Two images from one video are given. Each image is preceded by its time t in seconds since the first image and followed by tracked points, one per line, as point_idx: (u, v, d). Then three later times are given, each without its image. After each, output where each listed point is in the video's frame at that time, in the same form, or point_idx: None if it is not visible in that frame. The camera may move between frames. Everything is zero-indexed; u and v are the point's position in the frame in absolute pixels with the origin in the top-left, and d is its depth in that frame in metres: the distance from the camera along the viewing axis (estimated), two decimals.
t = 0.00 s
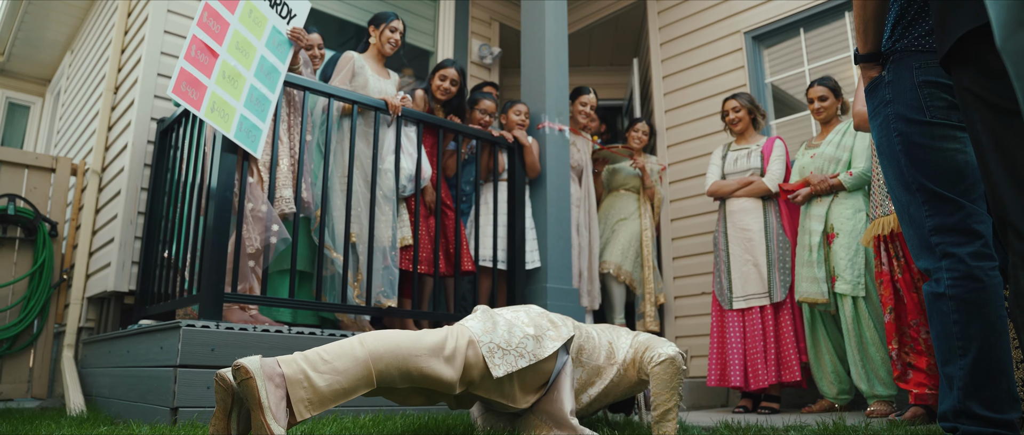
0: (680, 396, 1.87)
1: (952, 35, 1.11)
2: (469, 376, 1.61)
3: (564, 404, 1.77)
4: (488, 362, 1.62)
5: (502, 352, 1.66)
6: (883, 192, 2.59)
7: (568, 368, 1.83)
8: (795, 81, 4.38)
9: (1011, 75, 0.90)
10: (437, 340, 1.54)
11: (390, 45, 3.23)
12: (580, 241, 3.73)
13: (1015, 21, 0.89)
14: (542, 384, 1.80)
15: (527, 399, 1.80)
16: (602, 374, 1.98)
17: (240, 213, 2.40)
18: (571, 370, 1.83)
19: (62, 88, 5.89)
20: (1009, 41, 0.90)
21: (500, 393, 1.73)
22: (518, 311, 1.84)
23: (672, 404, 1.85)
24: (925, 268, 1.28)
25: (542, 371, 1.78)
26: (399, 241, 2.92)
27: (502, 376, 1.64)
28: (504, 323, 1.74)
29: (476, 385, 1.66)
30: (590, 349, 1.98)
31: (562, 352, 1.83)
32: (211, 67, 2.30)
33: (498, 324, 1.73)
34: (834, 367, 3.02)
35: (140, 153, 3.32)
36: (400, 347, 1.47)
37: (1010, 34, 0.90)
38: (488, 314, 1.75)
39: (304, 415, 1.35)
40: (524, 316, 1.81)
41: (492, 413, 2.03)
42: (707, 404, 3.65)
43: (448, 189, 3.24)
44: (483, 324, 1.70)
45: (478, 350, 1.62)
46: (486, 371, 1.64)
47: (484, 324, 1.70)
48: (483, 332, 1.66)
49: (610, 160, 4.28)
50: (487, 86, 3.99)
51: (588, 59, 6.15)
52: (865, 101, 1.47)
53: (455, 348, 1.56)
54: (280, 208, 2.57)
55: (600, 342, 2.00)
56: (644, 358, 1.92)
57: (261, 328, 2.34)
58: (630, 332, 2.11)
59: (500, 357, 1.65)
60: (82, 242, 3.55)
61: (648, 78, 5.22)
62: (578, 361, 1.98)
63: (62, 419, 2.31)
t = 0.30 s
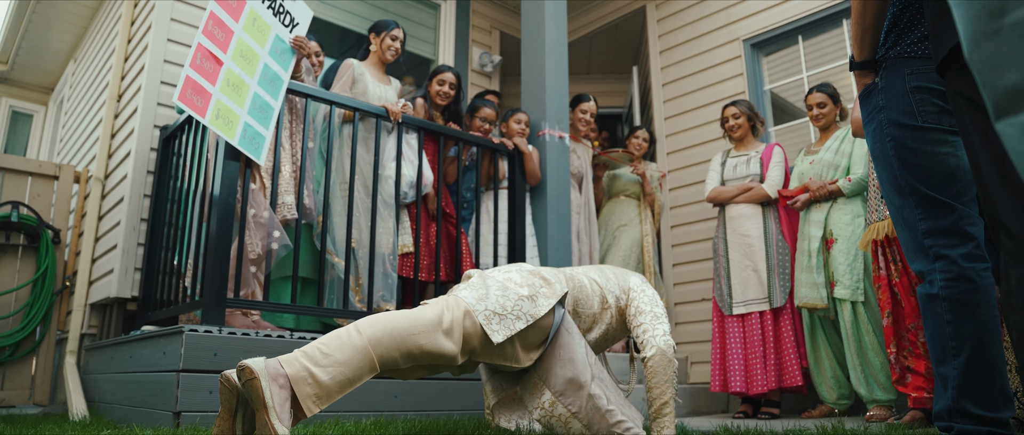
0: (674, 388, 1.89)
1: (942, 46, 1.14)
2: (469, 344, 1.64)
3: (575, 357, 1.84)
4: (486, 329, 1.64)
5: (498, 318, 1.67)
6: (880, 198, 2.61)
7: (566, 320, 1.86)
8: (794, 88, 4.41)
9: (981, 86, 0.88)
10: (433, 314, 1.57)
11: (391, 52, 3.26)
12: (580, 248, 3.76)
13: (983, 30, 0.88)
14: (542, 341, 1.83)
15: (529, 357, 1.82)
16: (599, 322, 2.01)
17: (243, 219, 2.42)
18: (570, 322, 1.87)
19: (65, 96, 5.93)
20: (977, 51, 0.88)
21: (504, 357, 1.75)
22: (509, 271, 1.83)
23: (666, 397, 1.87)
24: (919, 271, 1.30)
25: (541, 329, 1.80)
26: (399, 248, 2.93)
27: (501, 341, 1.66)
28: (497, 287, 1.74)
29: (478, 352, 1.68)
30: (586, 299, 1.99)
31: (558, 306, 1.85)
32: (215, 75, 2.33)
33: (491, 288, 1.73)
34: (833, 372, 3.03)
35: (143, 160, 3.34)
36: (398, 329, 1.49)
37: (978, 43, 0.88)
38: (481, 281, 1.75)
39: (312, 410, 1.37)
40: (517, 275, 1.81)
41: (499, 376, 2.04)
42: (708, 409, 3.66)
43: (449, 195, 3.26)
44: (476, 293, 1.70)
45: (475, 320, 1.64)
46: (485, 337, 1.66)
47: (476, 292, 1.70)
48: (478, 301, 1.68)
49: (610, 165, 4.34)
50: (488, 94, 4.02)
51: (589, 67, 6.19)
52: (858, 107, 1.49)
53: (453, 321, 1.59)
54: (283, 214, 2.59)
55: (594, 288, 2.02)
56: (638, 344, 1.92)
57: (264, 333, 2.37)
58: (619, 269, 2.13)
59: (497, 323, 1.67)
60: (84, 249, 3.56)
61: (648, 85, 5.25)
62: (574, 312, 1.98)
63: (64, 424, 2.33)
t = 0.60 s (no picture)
0: (676, 406, 1.91)
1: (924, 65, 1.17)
2: (469, 364, 1.65)
3: (572, 382, 1.83)
4: (487, 347, 1.66)
5: (499, 338, 1.69)
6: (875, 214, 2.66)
7: (565, 345, 1.88)
8: (791, 106, 4.45)
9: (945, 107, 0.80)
10: (435, 332, 1.59)
11: (393, 73, 3.31)
12: (580, 265, 3.78)
13: (944, 55, 0.81)
14: (541, 365, 1.84)
15: (527, 381, 1.82)
16: (596, 348, 2.04)
17: (246, 237, 2.45)
18: (568, 347, 1.88)
19: (70, 116, 5.99)
20: (941, 74, 0.81)
21: (502, 378, 1.76)
22: (511, 295, 1.87)
23: (668, 415, 1.89)
24: (912, 283, 1.33)
25: (540, 352, 1.81)
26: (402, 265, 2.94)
27: (501, 361, 1.68)
28: (498, 309, 1.76)
29: (478, 371, 1.70)
30: (585, 325, 2.01)
31: (557, 331, 1.88)
32: (225, 99, 2.36)
33: (492, 310, 1.76)
34: (833, 387, 3.04)
35: (148, 178, 3.38)
36: (400, 346, 1.51)
37: (940, 67, 0.81)
38: (482, 302, 1.78)
39: (315, 423, 1.38)
40: (518, 299, 1.84)
41: (492, 398, 1.97)
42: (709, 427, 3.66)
43: (451, 212, 3.30)
44: (477, 314, 1.72)
45: (476, 339, 1.66)
46: (485, 357, 1.67)
47: (478, 312, 1.73)
48: (479, 321, 1.70)
49: (609, 183, 4.42)
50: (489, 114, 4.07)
51: (588, 87, 6.25)
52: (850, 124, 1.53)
53: (454, 340, 1.61)
54: (285, 231, 2.64)
55: (594, 317, 2.04)
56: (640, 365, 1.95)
57: (266, 349, 2.38)
58: (619, 303, 2.17)
59: (498, 344, 1.68)
60: (87, 267, 3.59)
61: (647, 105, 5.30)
62: (573, 337, 2.00)
63: None
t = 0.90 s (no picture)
0: (675, 419, 1.93)
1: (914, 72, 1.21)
2: (472, 393, 1.68)
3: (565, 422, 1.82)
4: (492, 378, 1.70)
5: (505, 371, 1.73)
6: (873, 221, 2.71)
7: (568, 387, 1.88)
8: (788, 115, 4.49)
9: (928, 110, 0.82)
10: (443, 360, 1.62)
11: (394, 84, 3.34)
12: (579, 274, 3.80)
13: (926, 60, 0.83)
14: (541, 404, 1.85)
15: (528, 418, 1.83)
16: (601, 396, 2.02)
17: (249, 245, 2.47)
18: (571, 389, 1.88)
19: (73, 126, 6.03)
20: (924, 78, 0.82)
21: (503, 412, 1.78)
22: (520, 333, 1.91)
23: (668, 424, 1.91)
24: (904, 286, 1.36)
25: (543, 390, 1.83)
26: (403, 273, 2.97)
27: (505, 393, 1.71)
28: (506, 344, 1.80)
29: (480, 402, 1.72)
30: (590, 370, 2.04)
31: (562, 371, 1.89)
32: (232, 108, 2.37)
33: (500, 343, 1.80)
34: (832, 394, 3.05)
35: (151, 188, 3.41)
36: (408, 366, 1.54)
37: (924, 71, 0.83)
38: (490, 336, 1.82)
39: (316, 429, 1.40)
40: (525, 337, 1.88)
41: None
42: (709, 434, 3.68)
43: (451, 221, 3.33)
44: (486, 345, 1.77)
45: (482, 368, 1.70)
46: (490, 389, 1.71)
47: (487, 344, 1.77)
48: (487, 351, 1.74)
49: (609, 192, 4.47)
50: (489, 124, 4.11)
51: (587, 97, 6.30)
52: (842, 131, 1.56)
53: (460, 368, 1.64)
54: (288, 239, 2.67)
55: (599, 365, 2.06)
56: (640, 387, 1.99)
57: (268, 355, 2.39)
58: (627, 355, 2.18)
59: (503, 375, 1.72)
60: (90, 276, 3.61)
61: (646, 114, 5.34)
62: (576, 381, 2.02)
63: None
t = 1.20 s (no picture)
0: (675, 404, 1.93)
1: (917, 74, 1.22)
2: (476, 355, 1.70)
3: (579, 368, 1.88)
4: (493, 338, 1.71)
5: (505, 329, 1.74)
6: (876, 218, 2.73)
7: (571, 333, 1.92)
8: (792, 113, 4.50)
9: (926, 116, 0.79)
10: (442, 325, 1.64)
11: (399, 79, 3.35)
12: (583, 269, 3.82)
13: (922, 66, 0.80)
14: (546, 354, 1.88)
15: (534, 368, 1.87)
16: (602, 337, 2.08)
17: (256, 240, 2.49)
18: (572, 335, 1.91)
19: (79, 121, 6.05)
20: (920, 84, 0.79)
21: (509, 367, 1.80)
22: (516, 286, 1.91)
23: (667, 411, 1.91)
24: (905, 285, 1.39)
25: (546, 341, 1.86)
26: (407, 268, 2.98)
27: (508, 351, 1.73)
28: (503, 300, 1.81)
29: (485, 362, 1.74)
30: (589, 314, 2.06)
31: (562, 318, 1.91)
32: (238, 101, 2.40)
33: (497, 302, 1.80)
34: (834, 390, 3.08)
35: (158, 182, 3.43)
36: (409, 339, 1.56)
37: (920, 77, 0.80)
38: (487, 295, 1.83)
39: (329, 416, 1.44)
40: (523, 289, 1.88)
41: (503, 388, 2.03)
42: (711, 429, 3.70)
43: (456, 217, 3.31)
44: (483, 306, 1.77)
45: (483, 331, 1.71)
46: (492, 348, 1.72)
47: (484, 305, 1.77)
48: (485, 313, 1.74)
49: (613, 188, 4.49)
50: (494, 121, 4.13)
51: (591, 93, 6.30)
52: (845, 130, 1.58)
53: (461, 332, 1.66)
54: (295, 234, 2.64)
55: (596, 305, 2.08)
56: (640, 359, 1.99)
57: (275, 349, 2.42)
58: (622, 289, 2.21)
59: (504, 334, 1.73)
60: (98, 269, 3.64)
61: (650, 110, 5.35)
62: (578, 326, 2.05)
63: None
